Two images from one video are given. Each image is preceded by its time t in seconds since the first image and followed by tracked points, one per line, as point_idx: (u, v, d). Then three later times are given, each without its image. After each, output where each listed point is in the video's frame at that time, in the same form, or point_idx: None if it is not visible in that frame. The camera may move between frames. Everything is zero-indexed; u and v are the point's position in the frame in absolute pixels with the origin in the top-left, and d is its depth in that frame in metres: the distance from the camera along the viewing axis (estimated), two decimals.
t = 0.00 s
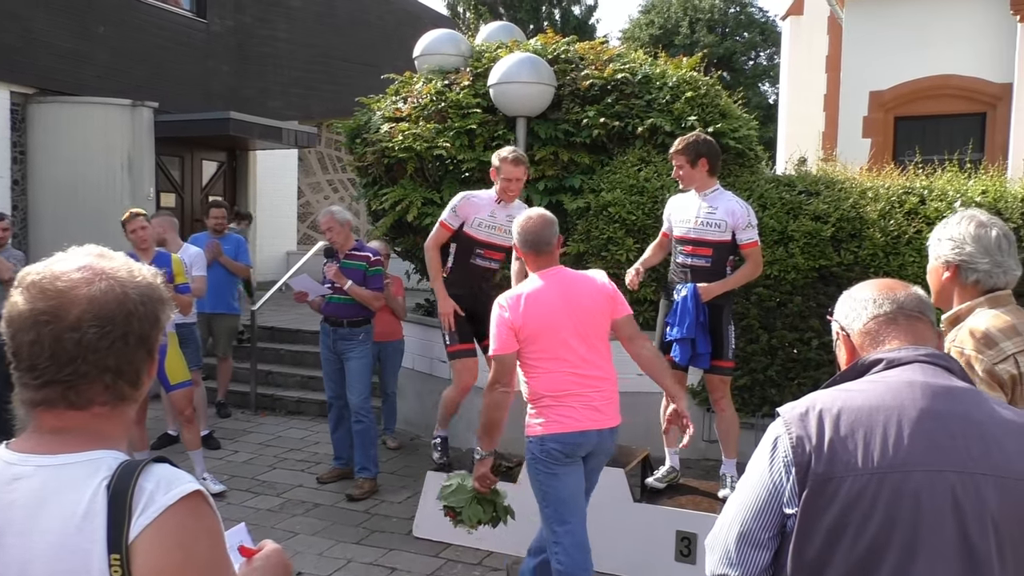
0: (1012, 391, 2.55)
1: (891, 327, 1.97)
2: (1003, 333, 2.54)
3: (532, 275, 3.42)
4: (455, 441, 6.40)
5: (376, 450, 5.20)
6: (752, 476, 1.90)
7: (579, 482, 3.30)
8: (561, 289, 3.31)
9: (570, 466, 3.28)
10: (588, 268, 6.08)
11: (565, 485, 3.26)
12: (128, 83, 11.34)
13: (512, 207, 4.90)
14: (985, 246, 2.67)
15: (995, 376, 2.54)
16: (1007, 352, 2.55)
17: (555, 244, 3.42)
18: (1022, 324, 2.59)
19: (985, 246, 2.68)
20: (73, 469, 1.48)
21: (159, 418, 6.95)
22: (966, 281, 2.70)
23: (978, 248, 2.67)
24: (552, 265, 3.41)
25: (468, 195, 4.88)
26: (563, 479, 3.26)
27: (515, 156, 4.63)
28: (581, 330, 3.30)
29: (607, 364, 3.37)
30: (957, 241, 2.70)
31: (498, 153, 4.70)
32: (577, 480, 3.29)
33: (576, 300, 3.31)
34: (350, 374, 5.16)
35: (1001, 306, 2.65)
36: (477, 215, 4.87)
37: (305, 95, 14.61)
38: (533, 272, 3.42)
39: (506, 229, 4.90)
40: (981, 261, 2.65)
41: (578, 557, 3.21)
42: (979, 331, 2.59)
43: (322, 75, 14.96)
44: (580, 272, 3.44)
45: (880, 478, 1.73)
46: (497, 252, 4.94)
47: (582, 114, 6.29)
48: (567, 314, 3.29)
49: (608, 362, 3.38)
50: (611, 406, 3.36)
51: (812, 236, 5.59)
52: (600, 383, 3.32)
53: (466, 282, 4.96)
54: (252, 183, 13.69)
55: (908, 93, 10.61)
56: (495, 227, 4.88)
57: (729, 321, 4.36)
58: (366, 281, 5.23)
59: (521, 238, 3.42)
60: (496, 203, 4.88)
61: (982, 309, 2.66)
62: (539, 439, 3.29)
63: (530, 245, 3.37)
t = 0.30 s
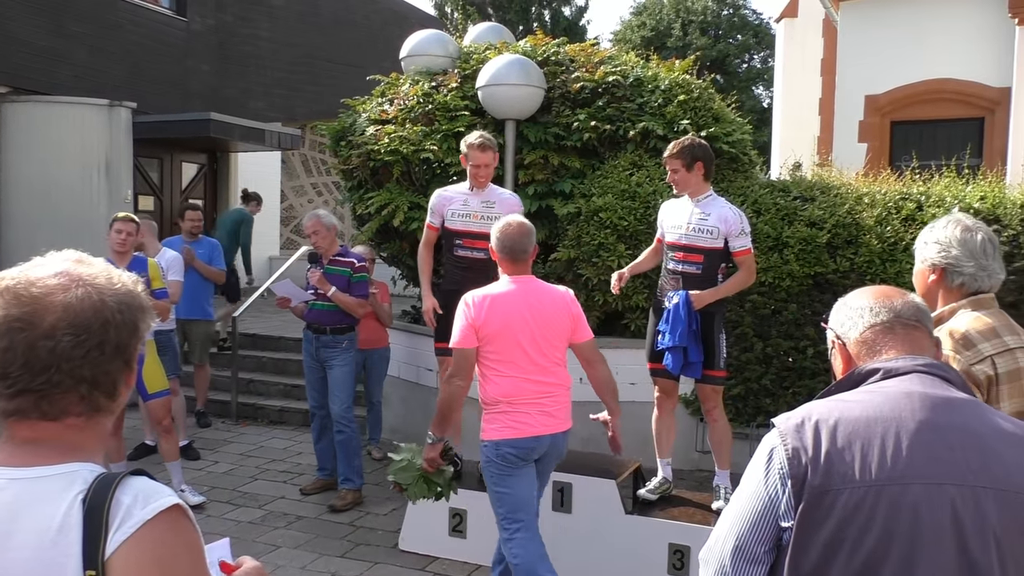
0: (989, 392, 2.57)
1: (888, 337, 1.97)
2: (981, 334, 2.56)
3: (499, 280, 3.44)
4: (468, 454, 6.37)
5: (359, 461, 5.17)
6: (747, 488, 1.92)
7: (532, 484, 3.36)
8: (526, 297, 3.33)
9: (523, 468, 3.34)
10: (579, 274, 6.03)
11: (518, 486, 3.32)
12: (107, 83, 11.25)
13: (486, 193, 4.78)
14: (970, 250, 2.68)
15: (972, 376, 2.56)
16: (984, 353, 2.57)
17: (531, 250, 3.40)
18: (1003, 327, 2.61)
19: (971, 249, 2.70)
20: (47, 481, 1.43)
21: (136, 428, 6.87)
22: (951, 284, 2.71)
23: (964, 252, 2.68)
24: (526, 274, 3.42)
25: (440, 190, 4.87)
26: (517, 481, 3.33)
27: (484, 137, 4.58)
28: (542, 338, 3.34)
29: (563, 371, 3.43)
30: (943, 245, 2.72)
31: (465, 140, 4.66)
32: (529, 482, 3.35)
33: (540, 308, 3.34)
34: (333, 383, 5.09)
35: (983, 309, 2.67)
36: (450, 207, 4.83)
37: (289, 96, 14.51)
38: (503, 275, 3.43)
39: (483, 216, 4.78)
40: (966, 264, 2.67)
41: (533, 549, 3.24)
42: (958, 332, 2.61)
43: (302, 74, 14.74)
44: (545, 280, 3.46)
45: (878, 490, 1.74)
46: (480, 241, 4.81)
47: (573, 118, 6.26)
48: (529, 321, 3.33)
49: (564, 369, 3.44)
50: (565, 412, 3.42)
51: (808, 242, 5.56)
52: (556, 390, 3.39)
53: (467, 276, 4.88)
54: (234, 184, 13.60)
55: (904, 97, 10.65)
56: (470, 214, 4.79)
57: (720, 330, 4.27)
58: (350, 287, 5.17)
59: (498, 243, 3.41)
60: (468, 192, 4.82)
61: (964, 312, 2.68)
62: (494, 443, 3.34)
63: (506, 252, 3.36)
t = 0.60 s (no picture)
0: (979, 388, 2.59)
1: (895, 338, 1.93)
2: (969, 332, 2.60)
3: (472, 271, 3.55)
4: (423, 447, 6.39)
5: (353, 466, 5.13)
6: (750, 493, 1.87)
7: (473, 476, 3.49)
8: (495, 286, 3.45)
9: (470, 461, 3.45)
10: (579, 274, 6.00)
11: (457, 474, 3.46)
12: (94, 77, 11.18)
13: (486, 191, 4.71)
14: (962, 250, 2.71)
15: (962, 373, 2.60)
16: (972, 350, 2.61)
17: (503, 241, 3.49)
18: (993, 325, 2.64)
19: (962, 250, 2.72)
20: (32, 487, 1.38)
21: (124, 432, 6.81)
22: (944, 285, 2.74)
23: (956, 252, 2.71)
24: (499, 264, 3.53)
25: (440, 191, 4.84)
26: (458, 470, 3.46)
27: (481, 137, 4.49)
28: (509, 327, 3.45)
29: (530, 362, 3.54)
30: (935, 246, 2.74)
31: (461, 142, 4.57)
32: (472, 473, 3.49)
33: (509, 298, 3.46)
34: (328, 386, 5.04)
35: (974, 308, 2.70)
36: (450, 206, 4.80)
37: (281, 92, 14.35)
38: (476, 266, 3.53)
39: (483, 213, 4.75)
40: (958, 265, 2.69)
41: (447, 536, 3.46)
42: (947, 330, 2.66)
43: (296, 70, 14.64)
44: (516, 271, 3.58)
45: (884, 496, 1.70)
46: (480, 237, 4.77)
47: (573, 114, 6.21)
48: (498, 310, 3.43)
49: (531, 360, 3.55)
50: (530, 402, 3.52)
51: (813, 242, 5.51)
52: (521, 380, 3.49)
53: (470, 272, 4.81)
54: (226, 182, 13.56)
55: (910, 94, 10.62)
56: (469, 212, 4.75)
57: (722, 331, 4.24)
58: (345, 288, 5.12)
59: (470, 233, 3.50)
60: (468, 191, 4.77)
61: (954, 311, 2.71)
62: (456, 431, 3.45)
63: (478, 242, 3.46)
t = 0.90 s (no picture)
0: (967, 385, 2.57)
1: (903, 339, 1.89)
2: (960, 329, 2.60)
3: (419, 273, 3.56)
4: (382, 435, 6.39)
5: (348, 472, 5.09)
6: (754, 501, 1.83)
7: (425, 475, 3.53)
8: (431, 288, 3.45)
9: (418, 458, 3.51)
10: (578, 274, 5.95)
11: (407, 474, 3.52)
12: (82, 75, 11.13)
13: (496, 189, 4.62)
14: (951, 249, 2.69)
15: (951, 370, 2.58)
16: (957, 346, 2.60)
17: (442, 243, 3.47)
18: (981, 321, 2.63)
19: (952, 249, 2.70)
20: (16, 495, 1.33)
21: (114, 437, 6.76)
22: (936, 284, 2.71)
23: (946, 252, 2.68)
24: (444, 265, 3.53)
25: (447, 189, 4.68)
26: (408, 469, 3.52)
27: (490, 134, 4.43)
28: (446, 329, 3.45)
29: (473, 361, 3.53)
30: (925, 246, 2.71)
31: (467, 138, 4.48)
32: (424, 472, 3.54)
33: (445, 299, 3.45)
34: (321, 390, 5.01)
35: (963, 305, 2.68)
36: (460, 205, 4.62)
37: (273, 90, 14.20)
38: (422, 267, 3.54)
39: (495, 212, 4.60)
40: (949, 264, 2.67)
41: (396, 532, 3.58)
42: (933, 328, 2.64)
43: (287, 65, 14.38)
44: (459, 270, 3.56)
45: (892, 503, 1.66)
46: (493, 237, 4.61)
47: (572, 110, 6.19)
48: (434, 312, 3.44)
49: (474, 359, 3.54)
50: (474, 402, 3.51)
51: (819, 240, 5.47)
52: (463, 381, 3.48)
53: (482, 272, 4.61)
54: (218, 180, 13.51)
55: (918, 89, 10.56)
56: (481, 210, 4.59)
57: (725, 331, 4.20)
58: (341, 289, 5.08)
59: (412, 238, 3.51)
60: (476, 189, 4.63)
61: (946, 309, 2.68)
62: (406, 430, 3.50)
63: (418, 245, 3.47)
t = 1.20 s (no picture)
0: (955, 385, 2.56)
1: (928, 345, 1.80)
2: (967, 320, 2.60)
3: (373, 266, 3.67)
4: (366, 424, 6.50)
5: (344, 474, 5.03)
6: (759, 501, 1.78)
7: (395, 464, 3.60)
8: (374, 279, 3.54)
9: (387, 452, 3.59)
10: (580, 271, 5.91)
11: (376, 463, 3.59)
12: (71, 70, 11.08)
13: (495, 187, 4.55)
14: (944, 243, 2.68)
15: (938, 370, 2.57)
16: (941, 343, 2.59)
17: (384, 235, 3.53)
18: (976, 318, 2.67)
19: (944, 243, 2.70)
20: None
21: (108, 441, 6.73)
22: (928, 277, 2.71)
23: (939, 246, 2.68)
24: (391, 255, 3.59)
25: (448, 182, 4.64)
26: (376, 457, 3.60)
27: (486, 130, 4.32)
28: (385, 320, 3.50)
29: (417, 354, 3.52)
30: (917, 241, 2.69)
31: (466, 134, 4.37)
32: (394, 462, 3.60)
33: (385, 290, 3.52)
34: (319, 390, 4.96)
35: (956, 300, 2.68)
36: (458, 199, 4.58)
37: (267, 82, 13.67)
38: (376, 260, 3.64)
39: (493, 211, 4.53)
40: (943, 258, 2.66)
41: (375, 526, 3.59)
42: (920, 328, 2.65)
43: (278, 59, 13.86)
44: (409, 261, 3.59)
45: (901, 503, 1.62)
46: (488, 236, 4.54)
47: (572, 103, 6.13)
48: (375, 303, 3.51)
49: (419, 352, 3.52)
50: (415, 395, 3.49)
51: (826, 235, 5.44)
52: (402, 372, 3.49)
53: (476, 271, 4.58)
54: (209, 175, 13.34)
55: (928, 79, 10.51)
56: (478, 208, 4.54)
57: (731, 328, 4.16)
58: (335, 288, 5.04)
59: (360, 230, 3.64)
60: (476, 185, 4.57)
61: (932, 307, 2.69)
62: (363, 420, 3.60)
63: (363, 237, 3.59)
